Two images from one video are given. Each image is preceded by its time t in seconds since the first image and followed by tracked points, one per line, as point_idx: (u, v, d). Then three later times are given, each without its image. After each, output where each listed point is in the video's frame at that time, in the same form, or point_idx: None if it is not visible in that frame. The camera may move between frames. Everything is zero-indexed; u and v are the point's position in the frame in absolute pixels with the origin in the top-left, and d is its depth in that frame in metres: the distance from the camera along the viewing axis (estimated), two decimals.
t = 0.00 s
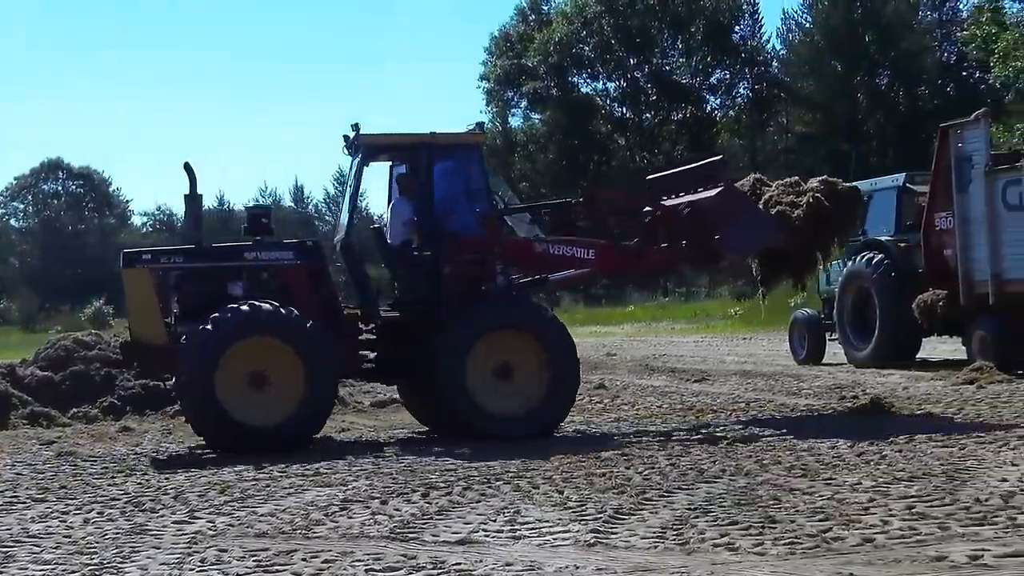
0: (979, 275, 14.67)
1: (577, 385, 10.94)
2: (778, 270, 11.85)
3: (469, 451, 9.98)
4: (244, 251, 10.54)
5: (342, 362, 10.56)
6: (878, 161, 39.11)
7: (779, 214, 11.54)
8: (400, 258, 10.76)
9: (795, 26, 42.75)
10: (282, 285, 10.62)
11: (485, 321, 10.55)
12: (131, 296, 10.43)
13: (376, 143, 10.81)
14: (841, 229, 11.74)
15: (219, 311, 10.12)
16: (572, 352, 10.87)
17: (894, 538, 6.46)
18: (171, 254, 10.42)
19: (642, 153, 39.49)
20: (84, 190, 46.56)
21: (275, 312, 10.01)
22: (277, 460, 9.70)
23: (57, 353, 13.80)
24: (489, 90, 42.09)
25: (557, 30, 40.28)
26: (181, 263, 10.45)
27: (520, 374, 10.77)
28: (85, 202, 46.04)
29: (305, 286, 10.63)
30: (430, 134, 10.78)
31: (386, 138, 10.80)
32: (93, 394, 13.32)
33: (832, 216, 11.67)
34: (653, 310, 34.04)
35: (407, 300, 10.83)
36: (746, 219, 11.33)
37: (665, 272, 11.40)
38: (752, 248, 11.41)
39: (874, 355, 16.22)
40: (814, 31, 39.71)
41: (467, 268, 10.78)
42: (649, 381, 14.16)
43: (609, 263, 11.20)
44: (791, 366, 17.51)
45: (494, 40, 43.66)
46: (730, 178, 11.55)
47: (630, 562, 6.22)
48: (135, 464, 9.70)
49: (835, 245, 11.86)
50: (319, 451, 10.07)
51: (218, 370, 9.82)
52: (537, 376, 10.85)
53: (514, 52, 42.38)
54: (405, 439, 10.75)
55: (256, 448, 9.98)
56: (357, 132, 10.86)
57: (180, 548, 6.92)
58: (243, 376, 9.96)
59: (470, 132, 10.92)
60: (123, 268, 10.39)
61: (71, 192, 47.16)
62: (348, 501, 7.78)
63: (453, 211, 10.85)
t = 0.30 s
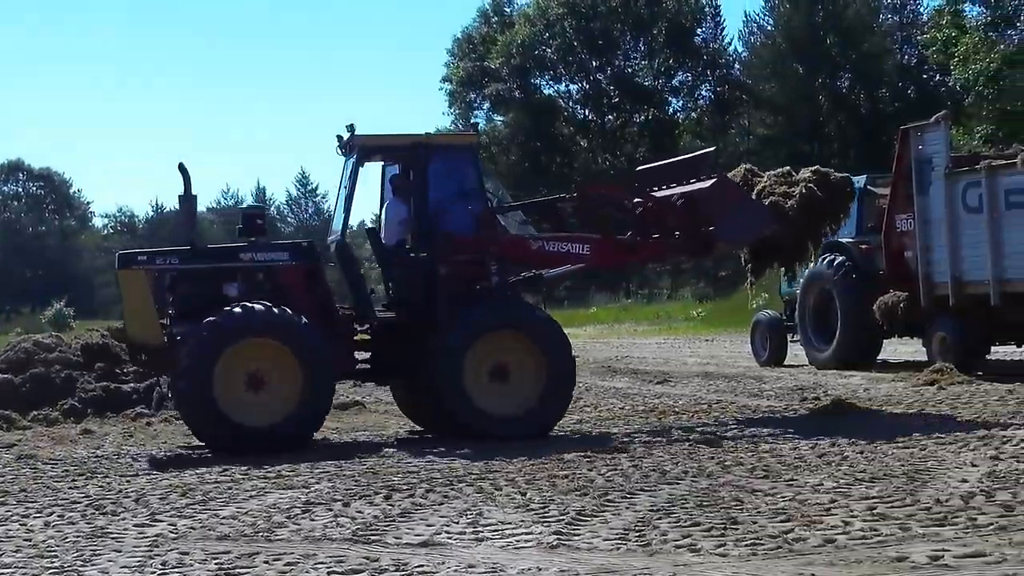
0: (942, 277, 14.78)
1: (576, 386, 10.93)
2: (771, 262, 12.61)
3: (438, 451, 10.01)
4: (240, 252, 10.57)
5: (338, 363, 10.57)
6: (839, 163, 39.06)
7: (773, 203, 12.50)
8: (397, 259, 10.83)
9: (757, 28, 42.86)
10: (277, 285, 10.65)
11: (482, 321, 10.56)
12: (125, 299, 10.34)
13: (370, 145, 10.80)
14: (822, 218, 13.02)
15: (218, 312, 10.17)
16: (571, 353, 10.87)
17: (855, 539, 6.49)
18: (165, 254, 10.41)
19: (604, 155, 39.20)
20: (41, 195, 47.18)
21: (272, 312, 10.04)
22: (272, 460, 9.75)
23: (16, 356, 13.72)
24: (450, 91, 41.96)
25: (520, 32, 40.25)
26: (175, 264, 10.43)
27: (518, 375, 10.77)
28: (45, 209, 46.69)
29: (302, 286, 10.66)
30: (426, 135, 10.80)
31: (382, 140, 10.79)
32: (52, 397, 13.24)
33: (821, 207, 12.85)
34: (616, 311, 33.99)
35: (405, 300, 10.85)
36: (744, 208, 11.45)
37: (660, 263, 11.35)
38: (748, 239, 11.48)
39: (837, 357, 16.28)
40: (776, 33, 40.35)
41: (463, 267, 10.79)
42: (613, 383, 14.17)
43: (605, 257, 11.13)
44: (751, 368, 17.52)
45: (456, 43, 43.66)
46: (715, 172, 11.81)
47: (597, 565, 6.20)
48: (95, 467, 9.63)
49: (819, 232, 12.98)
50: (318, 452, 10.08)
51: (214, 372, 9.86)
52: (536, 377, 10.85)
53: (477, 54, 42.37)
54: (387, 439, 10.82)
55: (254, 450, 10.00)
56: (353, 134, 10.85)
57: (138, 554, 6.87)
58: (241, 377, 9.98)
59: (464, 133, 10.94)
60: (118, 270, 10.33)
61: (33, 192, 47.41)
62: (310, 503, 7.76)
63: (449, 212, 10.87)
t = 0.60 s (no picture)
0: (910, 278, 14.89)
1: (577, 387, 11.06)
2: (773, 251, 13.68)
3: (412, 452, 10.04)
4: (244, 253, 10.75)
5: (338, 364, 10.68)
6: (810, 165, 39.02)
7: (774, 195, 13.56)
8: (399, 260, 10.92)
9: (728, 31, 42.99)
10: (280, 286, 10.84)
11: (483, 321, 10.70)
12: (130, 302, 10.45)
13: (374, 147, 10.90)
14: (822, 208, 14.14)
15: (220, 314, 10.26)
16: (571, 354, 11.01)
17: (824, 540, 6.51)
18: (169, 255, 10.56)
19: (574, 158, 39.28)
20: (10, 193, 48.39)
21: (274, 313, 10.15)
22: (277, 457, 9.82)
23: None
24: (421, 93, 41.97)
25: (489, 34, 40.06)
26: (179, 265, 10.59)
27: (519, 376, 10.90)
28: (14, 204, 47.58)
29: (305, 287, 10.87)
30: (429, 136, 10.94)
31: (385, 141, 10.90)
32: (21, 399, 13.23)
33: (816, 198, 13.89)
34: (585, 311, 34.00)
35: (407, 301, 10.94)
36: (744, 201, 11.66)
37: (661, 256, 11.46)
38: (744, 231, 11.78)
39: (808, 359, 16.27)
40: (745, 36, 40.49)
41: (465, 266, 10.93)
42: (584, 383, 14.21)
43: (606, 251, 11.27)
44: (721, 369, 17.62)
45: (427, 44, 43.63)
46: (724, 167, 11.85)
47: (565, 566, 6.22)
48: (66, 469, 9.61)
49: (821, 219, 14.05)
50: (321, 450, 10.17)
51: (218, 371, 9.95)
52: (537, 378, 10.98)
53: (447, 56, 42.30)
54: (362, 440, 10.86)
55: (257, 449, 10.08)
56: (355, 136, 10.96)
57: (107, 554, 6.83)
58: (244, 376, 10.07)
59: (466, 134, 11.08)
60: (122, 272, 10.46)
61: None
62: (281, 505, 7.75)
63: (451, 213, 11.03)
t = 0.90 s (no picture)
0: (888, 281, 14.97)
1: (586, 388, 11.12)
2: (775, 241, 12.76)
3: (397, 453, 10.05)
4: (255, 253, 10.83)
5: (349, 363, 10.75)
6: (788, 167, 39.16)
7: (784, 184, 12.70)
8: (411, 260, 10.99)
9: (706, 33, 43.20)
10: (291, 286, 10.92)
11: (495, 322, 10.73)
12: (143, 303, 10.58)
13: (386, 147, 10.97)
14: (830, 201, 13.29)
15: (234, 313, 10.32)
16: (582, 356, 11.07)
17: (802, 541, 6.53)
18: (181, 256, 10.68)
19: (554, 160, 39.11)
20: None
21: (288, 313, 10.22)
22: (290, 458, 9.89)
23: None
24: (399, 95, 41.93)
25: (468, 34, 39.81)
26: (190, 266, 10.71)
27: (530, 376, 10.95)
28: None
29: (316, 288, 10.93)
30: (442, 137, 10.95)
31: (398, 142, 10.95)
32: None
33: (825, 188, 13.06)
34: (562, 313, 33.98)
35: (419, 302, 11.00)
36: (756, 191, 11.72)
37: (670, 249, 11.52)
38: (753, 222, 11.77)
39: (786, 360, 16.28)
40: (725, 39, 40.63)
41: (476, 266, 10.99)
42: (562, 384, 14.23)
43: (618, 244, 11.27)
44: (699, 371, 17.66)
45: (405, 46, 43.58)
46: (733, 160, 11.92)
47: (542, 568, 6.22)
48: (42, 471, 9.58)
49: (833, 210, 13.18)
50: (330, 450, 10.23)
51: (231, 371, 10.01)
52: (547, 378, 11.04)
53: (426, 57, 42.25)
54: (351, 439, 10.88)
55: (265, 449, 10.14)
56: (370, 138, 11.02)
57: (84, 557, 6.80)
58: (256, 376, 10.14)
59: (478, 134, 11.12)
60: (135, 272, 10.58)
61: None
62: (259, 508, 7.73)
63: (464, 212, 11.07)
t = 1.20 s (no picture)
0: (864, 283, 15.04)
1: (595, 389, 11.13)
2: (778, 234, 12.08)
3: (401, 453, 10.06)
4: (263, 254, 10.89)
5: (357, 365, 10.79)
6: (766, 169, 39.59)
7: (786, 178, 11.87)
8: (419, 259, 11.02)
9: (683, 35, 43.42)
10: (299, 286, 11.01)
11: (504, 322, 10.73)
12: (151, 304, 10.75)
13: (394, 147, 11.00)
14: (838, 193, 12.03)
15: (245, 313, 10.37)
16: (589, 355, 11.07)
17: (778, 542, 6.54)
18: (190, 257, 10.75)
19: (530, 162, 39.26)
20: None
21: (300, 314, 10.26)
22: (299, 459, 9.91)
23: None
24: (376, 96, 41.87)
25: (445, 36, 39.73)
26: (199, 266, 10.79)
27: (540, 377, 10.95)
28: None
29: (323, 287, 11.03)
30: (452, 137, 11.01)
31: (408, 142, 10.97)
32: None
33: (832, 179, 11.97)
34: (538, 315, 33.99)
35: (425, 302, 11.06)
36: (758, 180, 11.63)
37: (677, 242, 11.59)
38: (761, 211, 11.69)
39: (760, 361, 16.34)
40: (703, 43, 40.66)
41: (483, 265, 11.02)
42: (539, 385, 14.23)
43: (623, 239, 11.38)
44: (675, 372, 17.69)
45: (383, 48, 43.58)
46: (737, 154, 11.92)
47: (519, 570, 6.22)
48: (18, 473, 9.55)
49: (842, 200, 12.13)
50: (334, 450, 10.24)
51: (240, 369, 10.05)
52: (557, 378, 11.04)
53: (403, 59, 42.23)
54: (337, 438, 10.87)
55: (269, 448, 10.15)
56: (380, 138, 11.06)
57: (59, 560, 6.77)
58: (265, 375, 10.17)
59: (485, 135, 11.19)
60: (144, 274, 10.71)
61: None
62: (235, 510, 7.71)
63: (472, 212, 11.12)
